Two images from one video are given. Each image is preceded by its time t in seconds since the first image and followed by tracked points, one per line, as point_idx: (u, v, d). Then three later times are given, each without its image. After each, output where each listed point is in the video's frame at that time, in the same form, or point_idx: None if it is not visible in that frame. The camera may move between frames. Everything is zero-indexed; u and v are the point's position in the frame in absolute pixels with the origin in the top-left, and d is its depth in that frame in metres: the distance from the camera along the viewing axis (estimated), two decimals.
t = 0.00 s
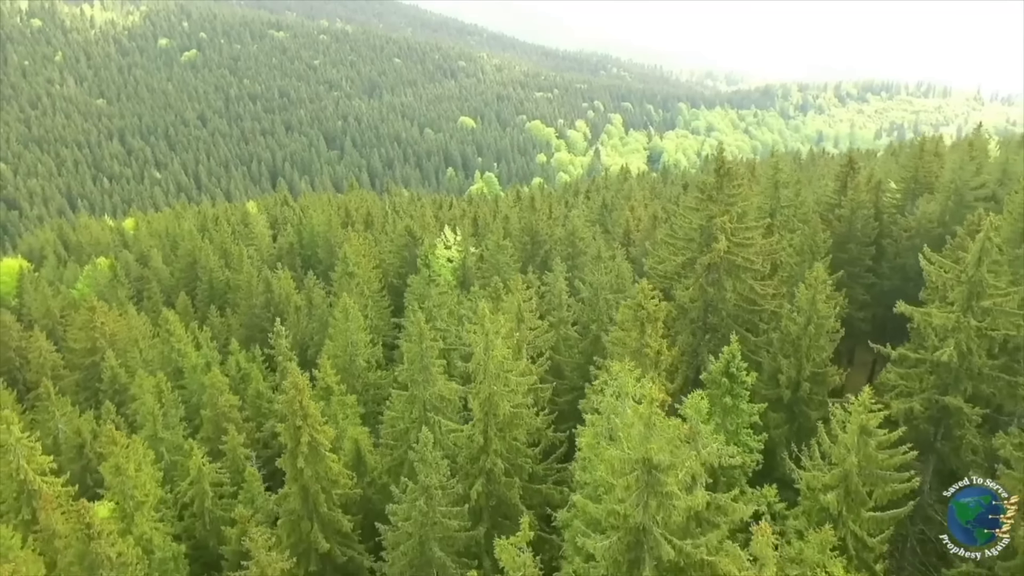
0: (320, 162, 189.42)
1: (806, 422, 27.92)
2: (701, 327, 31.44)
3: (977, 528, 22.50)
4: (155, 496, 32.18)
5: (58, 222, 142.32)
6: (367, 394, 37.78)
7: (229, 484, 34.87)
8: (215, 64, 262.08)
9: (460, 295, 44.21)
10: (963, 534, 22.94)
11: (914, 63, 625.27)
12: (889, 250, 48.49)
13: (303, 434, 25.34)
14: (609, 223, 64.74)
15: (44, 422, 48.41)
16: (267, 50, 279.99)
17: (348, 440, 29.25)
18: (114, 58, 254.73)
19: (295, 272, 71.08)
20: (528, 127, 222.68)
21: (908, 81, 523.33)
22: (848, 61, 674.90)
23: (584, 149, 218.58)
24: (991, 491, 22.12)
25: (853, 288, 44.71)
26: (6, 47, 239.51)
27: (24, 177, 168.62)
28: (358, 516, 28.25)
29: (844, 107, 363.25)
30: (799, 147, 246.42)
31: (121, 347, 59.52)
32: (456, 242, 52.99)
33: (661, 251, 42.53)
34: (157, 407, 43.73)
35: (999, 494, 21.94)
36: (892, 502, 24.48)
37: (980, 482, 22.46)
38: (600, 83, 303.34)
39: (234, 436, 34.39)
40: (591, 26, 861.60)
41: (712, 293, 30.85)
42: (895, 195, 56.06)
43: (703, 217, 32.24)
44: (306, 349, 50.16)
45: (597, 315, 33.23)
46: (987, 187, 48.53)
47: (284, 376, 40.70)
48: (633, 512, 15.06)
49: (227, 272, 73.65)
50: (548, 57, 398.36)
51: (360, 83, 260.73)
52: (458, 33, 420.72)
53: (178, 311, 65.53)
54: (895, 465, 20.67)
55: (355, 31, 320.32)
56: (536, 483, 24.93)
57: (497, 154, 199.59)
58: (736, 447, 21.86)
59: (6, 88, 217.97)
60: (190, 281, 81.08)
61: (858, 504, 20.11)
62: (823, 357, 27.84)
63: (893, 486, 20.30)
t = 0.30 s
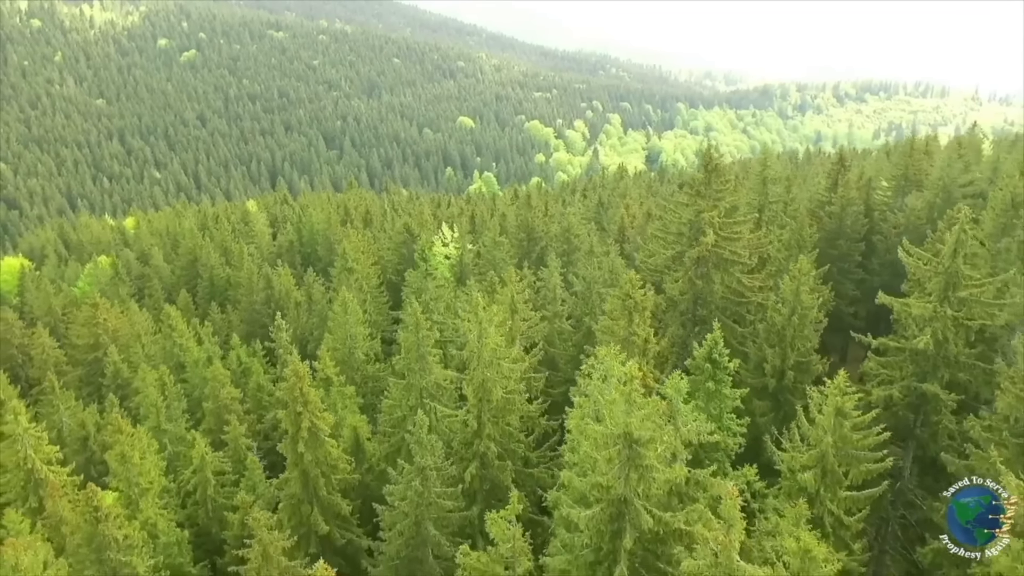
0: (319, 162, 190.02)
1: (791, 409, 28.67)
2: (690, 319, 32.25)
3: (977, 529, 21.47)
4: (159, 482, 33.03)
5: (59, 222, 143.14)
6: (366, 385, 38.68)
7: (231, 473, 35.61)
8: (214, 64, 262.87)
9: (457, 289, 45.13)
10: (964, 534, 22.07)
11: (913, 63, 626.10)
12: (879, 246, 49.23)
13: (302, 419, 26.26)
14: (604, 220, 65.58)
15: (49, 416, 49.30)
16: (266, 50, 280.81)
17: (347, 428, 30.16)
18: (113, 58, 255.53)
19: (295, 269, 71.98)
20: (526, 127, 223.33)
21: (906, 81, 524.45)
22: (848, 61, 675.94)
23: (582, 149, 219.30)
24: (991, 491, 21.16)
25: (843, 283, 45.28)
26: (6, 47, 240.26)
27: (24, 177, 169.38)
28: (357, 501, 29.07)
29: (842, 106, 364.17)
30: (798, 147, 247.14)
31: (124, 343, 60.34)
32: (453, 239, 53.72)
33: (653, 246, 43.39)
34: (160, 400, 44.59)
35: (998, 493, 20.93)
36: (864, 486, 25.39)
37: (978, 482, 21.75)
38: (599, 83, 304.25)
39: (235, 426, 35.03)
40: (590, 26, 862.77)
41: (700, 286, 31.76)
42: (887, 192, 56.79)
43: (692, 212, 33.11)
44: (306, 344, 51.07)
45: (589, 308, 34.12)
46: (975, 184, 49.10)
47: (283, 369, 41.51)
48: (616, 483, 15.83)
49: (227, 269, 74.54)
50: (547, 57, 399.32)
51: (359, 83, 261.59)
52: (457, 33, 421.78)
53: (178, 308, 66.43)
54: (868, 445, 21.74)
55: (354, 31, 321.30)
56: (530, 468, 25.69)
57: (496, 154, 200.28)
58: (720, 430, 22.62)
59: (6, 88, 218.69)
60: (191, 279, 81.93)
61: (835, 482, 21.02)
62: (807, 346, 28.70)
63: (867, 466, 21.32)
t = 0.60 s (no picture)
0: (320, 161, 190.69)
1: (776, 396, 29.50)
2: (680, 311, 33.13)
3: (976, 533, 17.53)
4: (163, 470, 33.94)
5: (60, 220, 143.93)
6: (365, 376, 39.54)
7: (234, 461, 36.28)
8: (215, 64, 263.84)
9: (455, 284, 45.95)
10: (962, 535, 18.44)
11: (913, 63, 626.70)
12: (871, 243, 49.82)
13: (304, 405, 27.25)
14: (601, 217, 66.33)
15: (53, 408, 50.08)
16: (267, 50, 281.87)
17: (347, 415, 31.05)
18: (114, 58, 256.50)
19: (296, 266, 72.82)
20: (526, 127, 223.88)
21: (907, 80, 525.06)
22: (848, 61, 677.31)
23: (582, 149, 219.91)
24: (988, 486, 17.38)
25: (835, 277, 45.39)
26: (7, 47, 241.18)
27: (25, 176, 170.39)
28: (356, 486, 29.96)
29: (842, 106, 364.99)
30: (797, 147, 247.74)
31: (126, 337, 61.19)
32: (451, 235, 54.29)
33: (645, 241, 44.17)
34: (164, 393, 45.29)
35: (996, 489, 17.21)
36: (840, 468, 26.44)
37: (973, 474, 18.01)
38: (599, 83, 305.24)
39: (237, 415, 35.75)
40: (590, 27, 863.80)
41: (690, 279, 32.71)
42: (880, 189, 57.37)
43: (682, 207, 33.91)
44: (305, 338, 51.92)
45: (582, 302, 35.25)
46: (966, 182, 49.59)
47: (284, 362, 42.35)
48: (600, 457, 16.67)
49: (228, 266, 75.39)
50: (547, 58, 400.30)
51: (359, 83, 262.56)
52: (457, 33, 422.76)
53: (180, 304, 67.30)
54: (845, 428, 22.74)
55: (355, 31, 322.44)
56: (523, 453, 26.52)
57: (496, 154, 200.95)
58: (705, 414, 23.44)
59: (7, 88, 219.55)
60: (193, 276, 82.80)
61: (814, 463, 21.92)
62: (792, 335, 29.52)
63: (844, 448, 22.31)
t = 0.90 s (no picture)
0: (319, 161, 191.52)
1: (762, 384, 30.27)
2: (672, 303, 33.92)
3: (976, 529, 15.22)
4: (167, 457, 34.80)
5: (61, 219, 144.63)
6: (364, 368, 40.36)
7: (237, 450, 37.06)
8: (215, 64, 264.70)
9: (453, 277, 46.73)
10: (960, 535, 15.38)
11: (913, 63, 627.72)
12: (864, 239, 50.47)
13: (305, 392, 28.10)
14: (598, 213, 67.09)
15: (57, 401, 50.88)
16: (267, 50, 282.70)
17: (347, 404, 31.94)
18: (115, 58, 257.33)
19: (296, 262, 73.64)
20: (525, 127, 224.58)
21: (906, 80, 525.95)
22: (848, 61, 678.71)
23: (581, 148, 220.65)
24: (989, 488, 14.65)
25: (827, 274, 45.75)
26: (8, 47, 241.88)
27: (26, 176, 171.23)
28: (356, 471, 30.82)
29: (841, 106, 365.86)
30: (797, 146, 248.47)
31: (130, 333, 62.03)
32: (449, 232, 54.90)
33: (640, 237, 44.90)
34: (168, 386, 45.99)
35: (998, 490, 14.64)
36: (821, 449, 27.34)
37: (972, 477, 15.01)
38: (598, 83, 306.00)
39: (239, 405, 36.47)
40: (589, 27, 864.93)
41: (681, 271, 33.50)
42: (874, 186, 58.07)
43: (673, 201, 34.65)
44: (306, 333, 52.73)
45: (577, 293, 36.12)
46: (956, 179, 50.03)
47: (285, 355, 43.06)
48: (587, 434, 17.53)
49: (229, 263, 76.21)
50: (547, 57, 401.25)
51: (359, 83, 263.35)
52: (457, 33, 423.55)
53: (182, 300, 68.11)
54: (826, 411, 23.61)
55: (354, 31, 323.30)
56: (518, 438, 27.29)
57: (495, 154, 201.81)
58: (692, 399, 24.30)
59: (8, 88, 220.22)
60: (194, 273, 83.61)
61: (795, 445, 22.78)
62: (778, 325, 30.26)
63: (826, 430, 23.13)
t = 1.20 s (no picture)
0: (320, 160, 192.37)
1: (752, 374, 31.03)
2: (664, 295, 34.51)
3: (976, 527, 14.82)
4: (172, 446, 35.67)
5: (63, 218, 145.35)
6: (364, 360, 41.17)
7: (240, 440, 37.87)
8: (215, 64, 265.53)
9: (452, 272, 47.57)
10: (960, 535, 15.12)
11: (913, 63, 628.53)
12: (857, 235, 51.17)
13: (307, 379, 28.96)
14: (595, 210, 67.88)
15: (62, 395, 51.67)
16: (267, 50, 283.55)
17: (348, 392, 32.77)
18: (116, 58, 258.14)
19: (297, 259, 74.42)
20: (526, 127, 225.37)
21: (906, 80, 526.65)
22: (848, 61, 680.04)
23: (581, 148, 221.45)
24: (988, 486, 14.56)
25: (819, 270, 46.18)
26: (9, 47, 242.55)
27: (27, 176, 172.10)
28: (356, 458, 31.59)
29: (841, 106, 366.64)
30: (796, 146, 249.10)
31: (133, 328, 62.86)
32: (448, 229, 55.56)
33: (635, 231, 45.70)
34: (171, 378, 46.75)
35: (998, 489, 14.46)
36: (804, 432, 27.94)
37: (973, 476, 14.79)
38: (598, 83, 306.84)
39: (242, 396, 37.29)
40: (589, 27, 865.58)
41: (674, 264, 34.25)
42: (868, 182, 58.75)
43: (665, 196, 35.50)
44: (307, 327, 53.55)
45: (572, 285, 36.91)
46: (947, 175, 50.39)
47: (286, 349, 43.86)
48: (577, 413, 18.36)
49: (231, 260, 77.08)
50: (547, 57, 402.19)
51: (359, 82, 264.16)
52: (457, 32, 424.24)
53: (185, 296, 68.96)
54: (809, 396, 24.44)
55: (354, 31, 324.10)
56: (513, 424, 28.05)
57: (495, 153, 202.65)
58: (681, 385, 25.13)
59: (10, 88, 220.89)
60: (196, 270, 84.42)
61: (780, 428, 23.63)
62: (767, 316, 31.04)
63: (808, 414, 24.08)
